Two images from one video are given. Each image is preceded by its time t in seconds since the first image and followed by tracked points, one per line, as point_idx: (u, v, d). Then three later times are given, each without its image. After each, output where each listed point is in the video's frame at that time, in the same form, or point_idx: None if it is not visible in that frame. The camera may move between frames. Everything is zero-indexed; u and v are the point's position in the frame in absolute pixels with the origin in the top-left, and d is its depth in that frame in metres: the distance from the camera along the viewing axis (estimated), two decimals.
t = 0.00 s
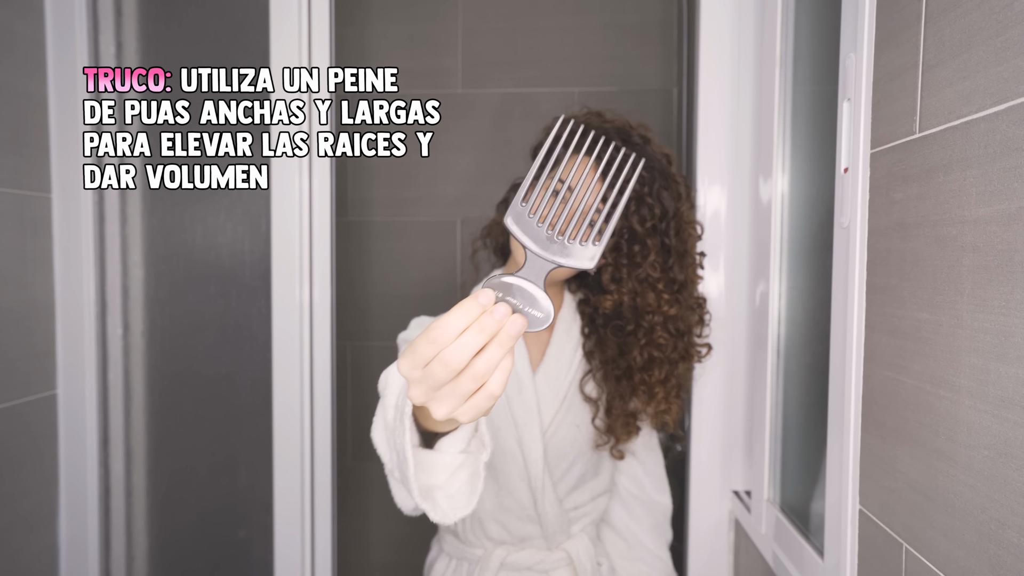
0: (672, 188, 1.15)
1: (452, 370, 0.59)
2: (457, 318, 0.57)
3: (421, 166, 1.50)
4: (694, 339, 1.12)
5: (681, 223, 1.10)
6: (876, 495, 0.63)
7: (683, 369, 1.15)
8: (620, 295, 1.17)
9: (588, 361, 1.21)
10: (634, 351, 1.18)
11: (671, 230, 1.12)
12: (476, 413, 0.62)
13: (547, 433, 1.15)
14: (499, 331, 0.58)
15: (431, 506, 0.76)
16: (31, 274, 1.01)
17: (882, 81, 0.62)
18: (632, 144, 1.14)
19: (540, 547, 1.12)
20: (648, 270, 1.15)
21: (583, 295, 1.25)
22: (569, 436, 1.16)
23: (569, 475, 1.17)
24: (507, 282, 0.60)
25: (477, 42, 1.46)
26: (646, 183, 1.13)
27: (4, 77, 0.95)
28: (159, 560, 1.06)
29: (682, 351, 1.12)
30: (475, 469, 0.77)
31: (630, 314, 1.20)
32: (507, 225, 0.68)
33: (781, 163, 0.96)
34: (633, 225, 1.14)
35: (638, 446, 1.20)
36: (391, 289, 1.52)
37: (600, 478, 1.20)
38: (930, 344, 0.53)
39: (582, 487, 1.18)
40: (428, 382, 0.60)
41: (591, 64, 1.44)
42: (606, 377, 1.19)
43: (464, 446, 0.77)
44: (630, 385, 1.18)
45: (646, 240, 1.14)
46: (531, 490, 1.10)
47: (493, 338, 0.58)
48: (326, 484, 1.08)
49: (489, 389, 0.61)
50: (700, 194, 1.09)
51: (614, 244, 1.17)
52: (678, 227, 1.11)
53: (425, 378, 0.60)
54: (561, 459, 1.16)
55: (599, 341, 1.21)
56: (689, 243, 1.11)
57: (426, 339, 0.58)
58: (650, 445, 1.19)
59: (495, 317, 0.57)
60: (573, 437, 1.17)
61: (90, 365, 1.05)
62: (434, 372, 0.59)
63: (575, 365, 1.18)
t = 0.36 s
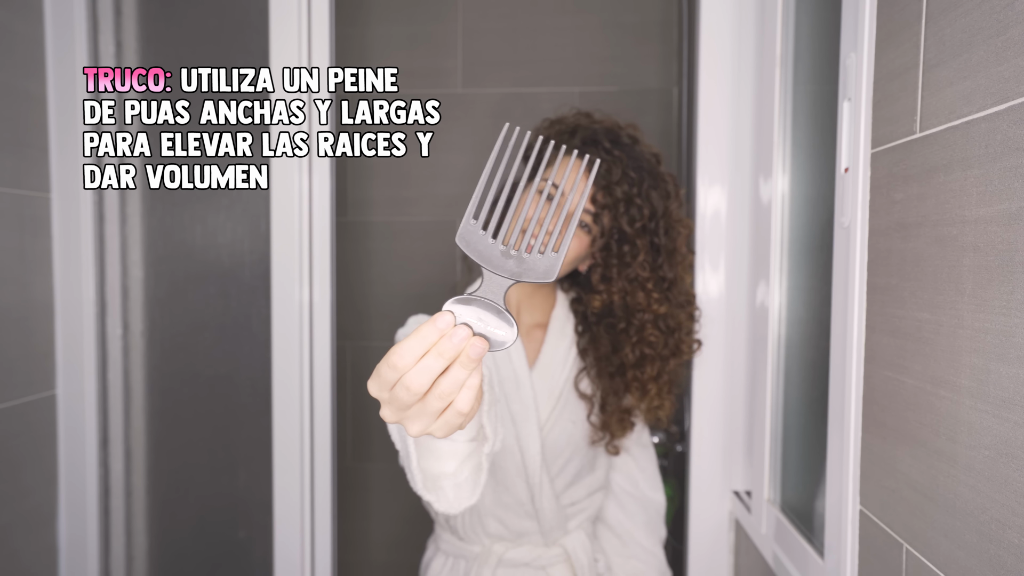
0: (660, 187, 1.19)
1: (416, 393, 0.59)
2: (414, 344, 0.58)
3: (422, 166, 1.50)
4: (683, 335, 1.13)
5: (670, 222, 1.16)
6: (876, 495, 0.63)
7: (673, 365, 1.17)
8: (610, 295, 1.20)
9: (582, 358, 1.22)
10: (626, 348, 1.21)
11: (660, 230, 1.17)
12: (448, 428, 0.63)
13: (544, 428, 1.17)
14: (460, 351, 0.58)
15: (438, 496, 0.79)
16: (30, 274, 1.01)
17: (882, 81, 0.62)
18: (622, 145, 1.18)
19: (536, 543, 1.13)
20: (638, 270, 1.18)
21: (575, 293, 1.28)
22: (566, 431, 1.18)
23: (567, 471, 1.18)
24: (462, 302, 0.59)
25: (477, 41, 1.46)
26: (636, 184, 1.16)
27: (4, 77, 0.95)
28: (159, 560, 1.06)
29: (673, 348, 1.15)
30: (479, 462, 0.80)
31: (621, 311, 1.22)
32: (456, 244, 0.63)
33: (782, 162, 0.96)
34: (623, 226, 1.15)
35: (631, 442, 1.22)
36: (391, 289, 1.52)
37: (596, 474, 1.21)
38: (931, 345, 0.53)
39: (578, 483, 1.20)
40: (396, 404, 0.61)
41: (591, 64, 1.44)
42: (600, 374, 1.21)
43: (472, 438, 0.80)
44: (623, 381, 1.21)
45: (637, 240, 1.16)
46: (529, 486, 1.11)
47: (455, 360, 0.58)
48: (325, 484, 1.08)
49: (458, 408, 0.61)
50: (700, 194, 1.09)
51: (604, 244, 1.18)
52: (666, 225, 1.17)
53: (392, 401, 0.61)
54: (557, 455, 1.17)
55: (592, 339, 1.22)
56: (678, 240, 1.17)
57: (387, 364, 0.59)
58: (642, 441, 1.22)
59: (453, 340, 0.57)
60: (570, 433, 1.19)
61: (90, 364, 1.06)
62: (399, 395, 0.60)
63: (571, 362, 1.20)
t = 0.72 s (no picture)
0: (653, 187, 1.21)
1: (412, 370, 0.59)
2: (412, 322, 0.58)
3: (422, 166, 1.50)
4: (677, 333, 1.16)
5: (663, 221, 1.18)
6: (876, 495, 0.63)
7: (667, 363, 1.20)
8: (603, 295, 1.19)
9: (577, 357, 1.23)
10: (620, 347, 1.21)
11: (653, 229, 1.19)
12: (442, 409, 0.63)
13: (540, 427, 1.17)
14: (458, 332, 0.58)
15: (431, 489, 0.80)
16: (31, 274, 1.01)
17: (882, 81, 0.62)
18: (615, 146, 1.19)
19: (534, 541, 1.13)
20: (631, 269, 1.18)
21: (570, 292, 1.29)
22: (562, 430, 1.19)
23: (563, 469, 1.18)
24: (463, 282, 0.58)
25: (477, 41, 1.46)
26: (629, 184, 1.17)
27: (4, 77, 0.95)
28: (159, 560, 1.06)
29: (667, 345, 1.17)
30: (471, 456, 0.80)
31: (614, 310, 1.22)
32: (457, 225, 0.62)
33: (782, 162, 0.96)
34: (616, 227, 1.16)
35: (628, 440, 1.22)
36: (391, 289, 1.52)
37: (593, 472, 1.22)
38: (931, 345, 0.53)
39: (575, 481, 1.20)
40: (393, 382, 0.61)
41: (591, 64, 1.44)
42: (595, 372, 1.22)
43: (464, 432, 0.79)
44: (617, 379, 1.22)
45: (630, 239, 1.16)
46: (525, 483, 1.11)
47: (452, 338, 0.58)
48: (325, 484, 1.08)
49: (453, 388, 0.62)
50: (700, 194, 1.09)
51: (597, 244, 1.18)
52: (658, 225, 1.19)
53: (388, 379, 0.61)
54: (553, 453, 1.18)
55: (587, 338, 1.24)
56: (670, 239, 1.20)
57: (386, 341, 0.59)
58: (639, 439, 1.22)
59: (451, 319, 0.57)
60: (567, 431, 1.19)
61: (90, 365, 1.06)
62: (396, 373, 0.60)
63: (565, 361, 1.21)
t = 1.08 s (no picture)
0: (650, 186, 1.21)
1: (421, 362, 0.59)
2: (424, 313, 0.58)
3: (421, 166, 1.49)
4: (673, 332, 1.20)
5: (660, 221, 1.19)
6: (876, 495, 0.63)
7: (664, 362, 1.22)
8: (600, 295, 1.20)
9: (575, 356, 1.23)
10: (617, 346, 1.22)
11: (649, 228, 1.19)
12: (448, 402, 0.63)
13: (538, 427, 1.17)
14: (470, 323, 0.58)
15: (431, 488, 0.80)
16: (30, 274, 1.01)
17: (882, 81, 0.62)
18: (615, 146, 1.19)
19: (533, 541, 1.13)
20: (628, 269, 1.19)
21: (567, 292, 1.28)
22: (560, 429, 1.18)
23: (562, 469, 1.18)
24: (475, 276, 0.59)
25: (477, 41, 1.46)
26: (626, 184, 1.18)
27: (3, 77, 0.95)
28: (159, 560, 1.06)
29: (665, 344, 1.20)
30: (471, 454, 0.80)
31: (611, 310, 1.23)
32: (473, 219, 0.64)
33: (782, 162, 0.96)
34: (612, 226, 1.18)
35: (626, 439, 1.22)
36: (391, 289, 1.52)
37: (592, 472, 1.22)
38: (931, 345, 0.53)
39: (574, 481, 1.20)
40: (401, 372, 0.61)
41: (591, 64, 1.44)
42: (593, 372, 1.21)
43: (462, 430, 0.80)
44: (615, 378, 1.22)
45: (627, 238, 1.18)
46: (524, 483, 1.11)
47: (463, 331, 0.59)
48: (325, 484, 1.08)
49: (460, 381, 0.62)
50: (700, 194, 1.09)
51: (594, 244, 1.20)
52: (657, 225, 1.20)
53: (396, 369, 0.61)
54: (551, 452, 1.18)
55: (585, 337, 1.23)
56: (667, 239, 1.20)
57: (396, 332, 0.59)
58: (637, 438, 1.22)
59: (463, 311, 0.57)
60: (564, 431, 1.19)
61: (90, 365, 1.05)
62: (405, 363, 0.60)
63: (564, 361, 1.20)
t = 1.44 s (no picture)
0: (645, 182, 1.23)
1: (418, 363, 0.59)
2: (423, 313, 0.58)
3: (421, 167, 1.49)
4: (672, 328, 1.22)
5: (656, 217, 1.20)
6: (876, 495, 0.63)
7: (662, 358, 1.23)
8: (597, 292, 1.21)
9: (574, 355, 1.23)
10: (616, 344, 1.22)
11: (645, 225, 1.21)
12: (442, 403, 0.63)
13: (538, 426, 1.17)
14: (469, 325, 0.58)
15: (428, 489, 0.80)
16: (30, 274, 1.01)
17: (883, 81, 0.62)
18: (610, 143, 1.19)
19: (533, 541, 1.13)
20: (625, 267, 1.20)
21: (564, 291, 1.28)
22: (559, 429, 1.18)
23: (561, 469, 1.18)
24: (476, 277, 0.59)
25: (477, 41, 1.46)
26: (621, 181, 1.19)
27: (3, 77, 0.95)
28: (159, 560, 1.06)
29: (663, 341, 1.21)
30: (469, 455, 0.80)
31: (609, 307, 1.23)
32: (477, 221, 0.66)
33: (782, 162, 0.96)
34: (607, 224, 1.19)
35: (625, 437, 1.22)
36: (391, 289, 1.52)
37: (591, 472, 1.22)
38: (930, 345, 0.53)
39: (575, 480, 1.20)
40: (397, 371, 0.61)
41: (591, 65, 1.44)
42: (592, 370, 1.21)
43: (459, 431, 0.80)
44: (614, 376, 1.22)
45: (622, 236, 1.19)
46: (524, 483, 1.11)
47: (462, 333, 0.59)
48: (325, 484, 1.08)
49: (456, 383, 0.62)
50: (700, 194, 1.09)
51: (590, 243, 1.21)
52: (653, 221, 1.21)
53: (393, 368, 0.61)
54: (551, 452, 1.18)
55: (583, 335, 1.23)
56: (663, 234, 1.22)
57: (395, 331, 0.59)
58: (637, 437, 1.22)
59: (462, 312, 0.57)
60: (564, 430, 1.18)
61: (90, 365, 1.05)
62: (402, 363, 0.60)
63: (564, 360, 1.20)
